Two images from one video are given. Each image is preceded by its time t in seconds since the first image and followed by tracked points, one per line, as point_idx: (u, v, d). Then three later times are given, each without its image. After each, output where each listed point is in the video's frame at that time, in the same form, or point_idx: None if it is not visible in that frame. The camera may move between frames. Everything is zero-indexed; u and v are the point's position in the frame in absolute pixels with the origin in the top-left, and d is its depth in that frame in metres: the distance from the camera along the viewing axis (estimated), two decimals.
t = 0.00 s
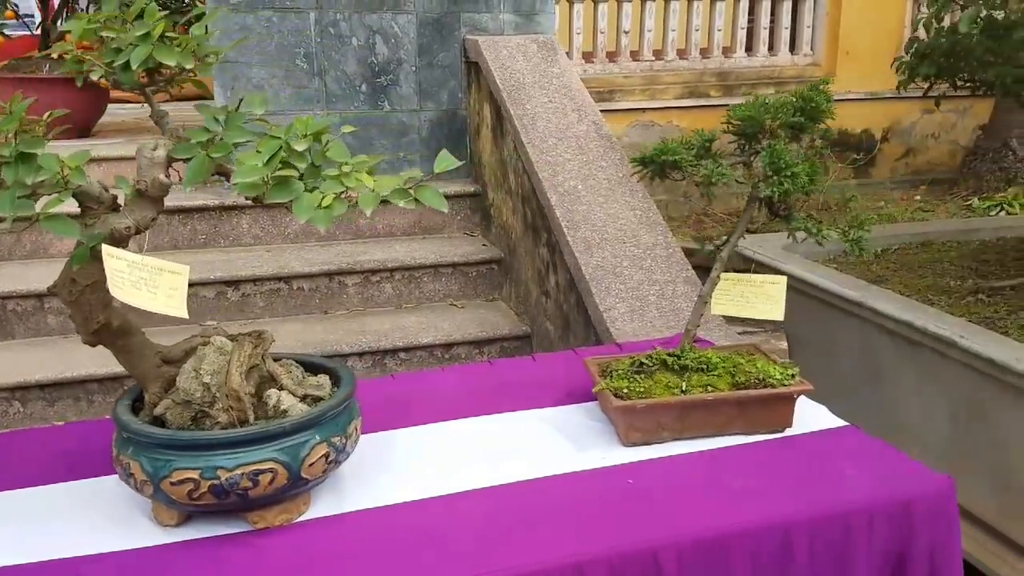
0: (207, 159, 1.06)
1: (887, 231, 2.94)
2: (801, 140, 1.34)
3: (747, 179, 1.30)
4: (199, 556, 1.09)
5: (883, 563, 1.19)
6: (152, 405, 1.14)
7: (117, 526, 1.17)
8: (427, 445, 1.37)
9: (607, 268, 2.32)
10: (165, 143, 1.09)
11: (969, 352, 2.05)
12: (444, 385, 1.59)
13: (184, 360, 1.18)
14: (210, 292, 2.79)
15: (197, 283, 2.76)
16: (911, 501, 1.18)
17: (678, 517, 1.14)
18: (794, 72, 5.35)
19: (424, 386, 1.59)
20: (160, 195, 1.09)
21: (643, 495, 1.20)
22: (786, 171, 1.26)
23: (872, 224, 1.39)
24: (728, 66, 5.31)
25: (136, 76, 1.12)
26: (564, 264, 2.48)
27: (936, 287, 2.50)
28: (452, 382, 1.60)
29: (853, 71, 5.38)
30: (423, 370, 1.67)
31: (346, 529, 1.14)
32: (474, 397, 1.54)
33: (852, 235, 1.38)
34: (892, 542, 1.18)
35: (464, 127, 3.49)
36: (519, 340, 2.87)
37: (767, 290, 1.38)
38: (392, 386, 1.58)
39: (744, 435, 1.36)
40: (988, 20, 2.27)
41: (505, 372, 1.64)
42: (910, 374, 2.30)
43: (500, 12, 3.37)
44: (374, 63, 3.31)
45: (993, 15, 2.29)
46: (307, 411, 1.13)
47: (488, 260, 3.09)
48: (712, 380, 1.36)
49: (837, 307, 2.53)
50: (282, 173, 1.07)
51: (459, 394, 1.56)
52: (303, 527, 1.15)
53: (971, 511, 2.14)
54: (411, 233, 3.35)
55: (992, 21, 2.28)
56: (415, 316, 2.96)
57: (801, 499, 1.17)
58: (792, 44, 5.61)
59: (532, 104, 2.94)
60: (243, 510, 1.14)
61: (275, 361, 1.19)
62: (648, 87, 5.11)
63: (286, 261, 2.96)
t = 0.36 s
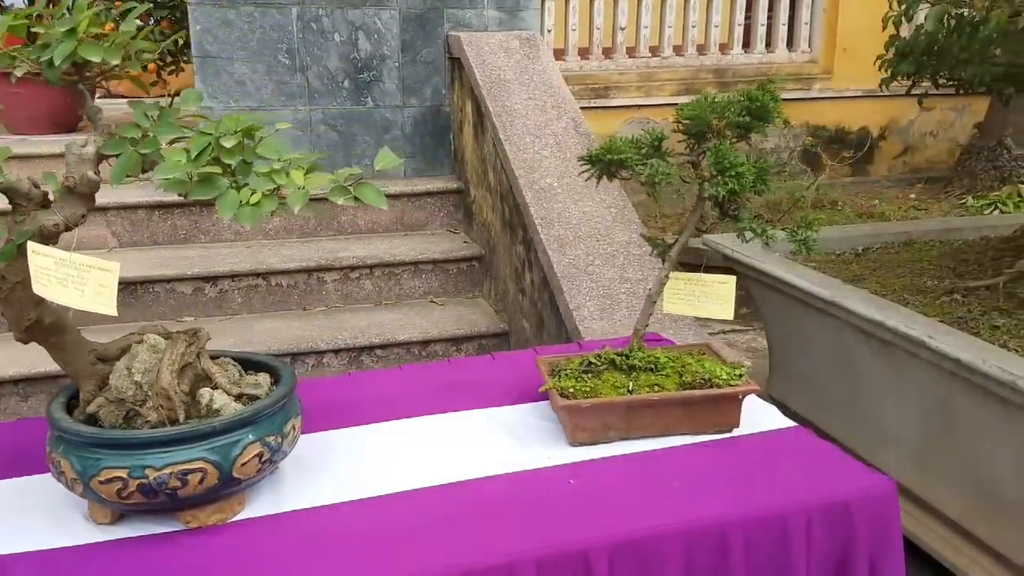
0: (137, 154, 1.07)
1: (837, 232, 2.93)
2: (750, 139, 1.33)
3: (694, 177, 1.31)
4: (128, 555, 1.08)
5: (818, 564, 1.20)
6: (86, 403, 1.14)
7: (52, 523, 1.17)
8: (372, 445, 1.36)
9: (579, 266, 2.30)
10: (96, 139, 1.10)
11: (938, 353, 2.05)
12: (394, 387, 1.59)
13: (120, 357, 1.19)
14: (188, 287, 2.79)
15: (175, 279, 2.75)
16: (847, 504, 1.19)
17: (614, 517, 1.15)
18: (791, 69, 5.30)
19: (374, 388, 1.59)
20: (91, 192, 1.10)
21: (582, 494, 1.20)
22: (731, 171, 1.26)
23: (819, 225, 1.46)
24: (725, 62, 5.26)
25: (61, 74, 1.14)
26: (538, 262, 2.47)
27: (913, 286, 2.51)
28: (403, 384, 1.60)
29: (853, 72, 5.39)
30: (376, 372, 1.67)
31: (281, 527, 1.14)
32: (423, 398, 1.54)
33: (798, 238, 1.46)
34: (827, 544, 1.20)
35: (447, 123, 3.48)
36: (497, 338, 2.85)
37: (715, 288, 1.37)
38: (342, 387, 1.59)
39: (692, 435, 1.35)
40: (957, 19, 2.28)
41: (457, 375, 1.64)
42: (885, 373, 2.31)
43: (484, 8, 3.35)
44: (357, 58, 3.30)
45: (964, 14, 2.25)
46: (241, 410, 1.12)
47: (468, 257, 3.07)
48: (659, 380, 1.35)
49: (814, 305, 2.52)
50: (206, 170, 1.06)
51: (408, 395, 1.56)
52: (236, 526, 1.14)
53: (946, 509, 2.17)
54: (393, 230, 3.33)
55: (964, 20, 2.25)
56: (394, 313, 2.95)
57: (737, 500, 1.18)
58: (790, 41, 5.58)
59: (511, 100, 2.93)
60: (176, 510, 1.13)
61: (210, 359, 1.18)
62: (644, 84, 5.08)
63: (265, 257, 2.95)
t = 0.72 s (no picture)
0: (60, 147, 1.04)
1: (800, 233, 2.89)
2: (714, 138, 1.30)
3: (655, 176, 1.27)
4: (51, 568, 1.03)
5: None
6: (11, 408, 1.09)
7: None
8: (320, 453, 1.31)
9: (557, 266, 2.25)
10: (20, 133, 1.07)
11: (919, 357, 1.99)
12: (348, 388, 1.52)
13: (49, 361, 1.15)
14: (162, 283, 2.73)
15: (148, 274, 2.70)
16: (809, 516, 1.14)
17: (565, 530, 1.10)
18: (791, 65, 5.22)
19: (327, 390, 1.53)
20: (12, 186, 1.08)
21: (533, 506, 1.15)
22: (692, 170, 1.23)
23: (783, 226, 1.46)
24: (722, 58, 5.19)
25: None
26: (516, 261, 2.40)
27: (898, 287, 2.47)
28: (357, 386, 1.54)
29: (850, 68, 5.28)
30: (331, 372, 1.60)
31: (215, 539, 1.09)
32: (376, 401, 1.48)
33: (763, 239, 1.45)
34: (788, 558, 1.15)
35: (432, 118, 3.43)
36: (478, 337, 2.78)
37: (681, 293, 1.35)
38: (292, 389, 1.52)
39: (652, 444, 1.30)
40: (941, 14, 2.29)
41: (414, 376, 1.57)
42: (867, 375, 2.26)
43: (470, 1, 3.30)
44: (339, 51, 3.24)
45: (948, 9, 2.28)
46: (173, 417, 1.08)
47: (450, 254, 3.00)
48: (619, 386, 1.30)
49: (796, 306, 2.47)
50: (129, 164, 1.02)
51: (362, 398, 1.49)
52: (168, 538, 1.09)
53: (929, 515, 2.13)
54: (376, 226, 3.27)
55: (948, 15, 2.27)
56: (372, 310, 2.88)
57: (695, 513, 1.12)
58: (788, 37, 5.51)
59: (494, 94, 2.88)
60: (104, 520, 1.08)
61: (143, 363, 1.14)
62: (640, 79, 5.00)
63: (243, 252, 2.89)
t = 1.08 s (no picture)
0: None
1: (807, 230, 2.77)
2: (705, 132, 1.18)
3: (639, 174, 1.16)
4: None
5: None
6: None
7: None
8: (270, 477, 1.19)
9: (544, 265, 2.12)
10: None
11: (927, 366, 1.87)
12: (308, 401, 1.39)
13: None
14: (133, 279, 2.61)
15: (119, 270, 2.58)
16: (806, 558, 1.03)
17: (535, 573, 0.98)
18: (795, 55, 5.07)
19: (284, 405, 1.39)
20: None
21: (500, 543, 1.03)
22: (679, 167, 1.11)
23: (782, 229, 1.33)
24: (724, 47, 5.04)
25: None
26: (501, 259, 2.27)
27: (902, 288, 2.35)
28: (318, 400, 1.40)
29: (856, 59, 5.13)
30: (290, 384, 1.47)
31: None
32: (337, 416, 1.35)
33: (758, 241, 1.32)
34: None
35: (419, 107, 3.30)
36: (464, 338, 2.65)
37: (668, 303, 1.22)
38: (245, 403, 1.38)
39: (634, 469, 1.18)
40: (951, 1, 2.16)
41: (380, 388, 1.44)
42: (871, 383, 2.14)
43: None
44: (323, 36, 3.11)
45: None
46: (93, 444, 0.96)
47: (437, 250, 2.87)
48: (599, 405, 1.18)
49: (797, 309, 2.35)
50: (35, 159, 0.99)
51: (321, 414, 1.36)
52: None
53: (935, 532, 2.01)
54: (360, 219, 3.14)
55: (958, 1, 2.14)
56: (354, 308, 2.75)
57: (679, 554, 1.01)
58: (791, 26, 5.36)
59: (481, 83, 2.75)
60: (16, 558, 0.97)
61: (62, 383, 1.03)
62: (640, 69, 4.85)
63: (219, 247, 2.76)
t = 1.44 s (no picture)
0: None
1: (817, 220, 2.65)
2: (708, 127, 1.07)
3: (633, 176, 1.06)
4: None
5: None
6: None
7: None
8: (233, 499, 1.09)
9: (541, 261, 2.01)
10: None
11: (944, 372, 1.77)
12: (284, 413, 1.30)
13: None
14: (117, 271, 2.51)
15: (102, 262, 2.48)
16: None
17: None
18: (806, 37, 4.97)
19: (256, 416, 1.30)
20: None
21: None
22: (679, 167, 1.01)
23: (792, 231, 1.22)
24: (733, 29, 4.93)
25: None
26: (497, 253, 2.17)
27: (918, 285, 2.24)
28: (293, 412, 1.31)
29: (870, 41, 4.98)
30: (264, 394, 1.37)
31: None
32: (312, 431, 1.26)
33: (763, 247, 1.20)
34: None
35: (417, 92, 3.19)
36: (460, 333, 2.55)
37: (667, 311, 1.13)
38: (213, 415, 1.29)
39: (629, 494, 1.08)
40: None
41: (360, 400, 1.34)
42: (886, 386, 2.03)
43: None
44: (315, 18, 3.01)
45: None
46: (30, 472, 0.87)
47: (433, 241, 2.77)
48: (591, 425, 1.08)
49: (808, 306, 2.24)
50: None
51: (295, 429, 1.26)
52: None
53: (951, 543, 1.91)
54: (354, 208, 3.04)
55: None
56: (347, 301, 2.65)
57: None
58: (803, 8, 5.23)
59: (478, 67, 2.65)
60: None
61: None
62: (648, 51, 4.71)
63: (207, 237, 2.66)
